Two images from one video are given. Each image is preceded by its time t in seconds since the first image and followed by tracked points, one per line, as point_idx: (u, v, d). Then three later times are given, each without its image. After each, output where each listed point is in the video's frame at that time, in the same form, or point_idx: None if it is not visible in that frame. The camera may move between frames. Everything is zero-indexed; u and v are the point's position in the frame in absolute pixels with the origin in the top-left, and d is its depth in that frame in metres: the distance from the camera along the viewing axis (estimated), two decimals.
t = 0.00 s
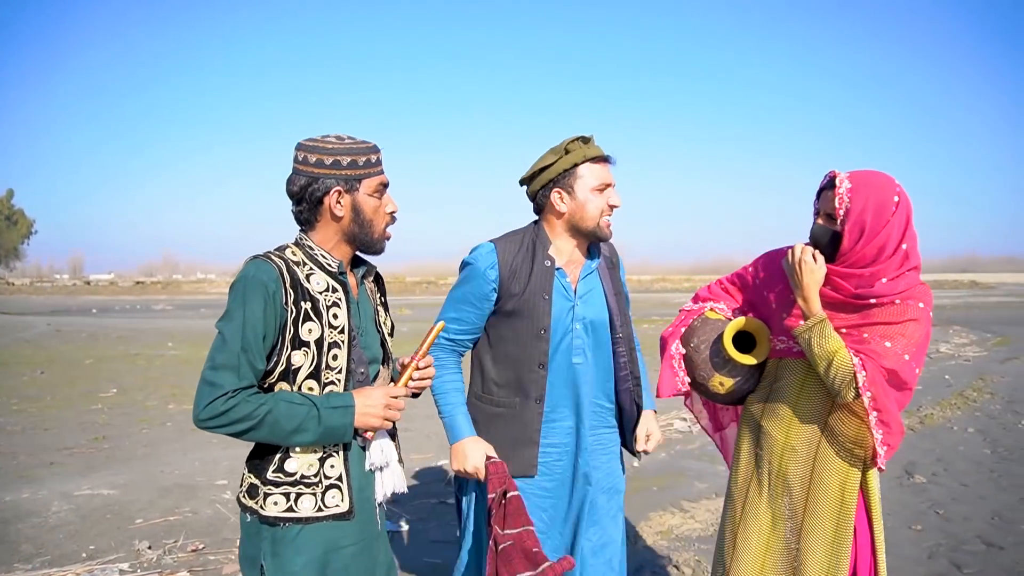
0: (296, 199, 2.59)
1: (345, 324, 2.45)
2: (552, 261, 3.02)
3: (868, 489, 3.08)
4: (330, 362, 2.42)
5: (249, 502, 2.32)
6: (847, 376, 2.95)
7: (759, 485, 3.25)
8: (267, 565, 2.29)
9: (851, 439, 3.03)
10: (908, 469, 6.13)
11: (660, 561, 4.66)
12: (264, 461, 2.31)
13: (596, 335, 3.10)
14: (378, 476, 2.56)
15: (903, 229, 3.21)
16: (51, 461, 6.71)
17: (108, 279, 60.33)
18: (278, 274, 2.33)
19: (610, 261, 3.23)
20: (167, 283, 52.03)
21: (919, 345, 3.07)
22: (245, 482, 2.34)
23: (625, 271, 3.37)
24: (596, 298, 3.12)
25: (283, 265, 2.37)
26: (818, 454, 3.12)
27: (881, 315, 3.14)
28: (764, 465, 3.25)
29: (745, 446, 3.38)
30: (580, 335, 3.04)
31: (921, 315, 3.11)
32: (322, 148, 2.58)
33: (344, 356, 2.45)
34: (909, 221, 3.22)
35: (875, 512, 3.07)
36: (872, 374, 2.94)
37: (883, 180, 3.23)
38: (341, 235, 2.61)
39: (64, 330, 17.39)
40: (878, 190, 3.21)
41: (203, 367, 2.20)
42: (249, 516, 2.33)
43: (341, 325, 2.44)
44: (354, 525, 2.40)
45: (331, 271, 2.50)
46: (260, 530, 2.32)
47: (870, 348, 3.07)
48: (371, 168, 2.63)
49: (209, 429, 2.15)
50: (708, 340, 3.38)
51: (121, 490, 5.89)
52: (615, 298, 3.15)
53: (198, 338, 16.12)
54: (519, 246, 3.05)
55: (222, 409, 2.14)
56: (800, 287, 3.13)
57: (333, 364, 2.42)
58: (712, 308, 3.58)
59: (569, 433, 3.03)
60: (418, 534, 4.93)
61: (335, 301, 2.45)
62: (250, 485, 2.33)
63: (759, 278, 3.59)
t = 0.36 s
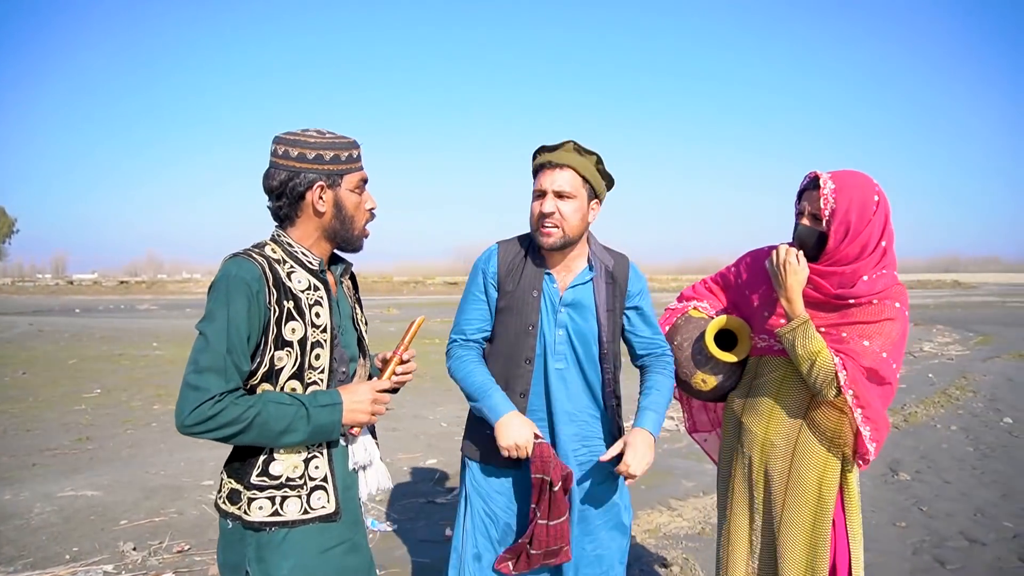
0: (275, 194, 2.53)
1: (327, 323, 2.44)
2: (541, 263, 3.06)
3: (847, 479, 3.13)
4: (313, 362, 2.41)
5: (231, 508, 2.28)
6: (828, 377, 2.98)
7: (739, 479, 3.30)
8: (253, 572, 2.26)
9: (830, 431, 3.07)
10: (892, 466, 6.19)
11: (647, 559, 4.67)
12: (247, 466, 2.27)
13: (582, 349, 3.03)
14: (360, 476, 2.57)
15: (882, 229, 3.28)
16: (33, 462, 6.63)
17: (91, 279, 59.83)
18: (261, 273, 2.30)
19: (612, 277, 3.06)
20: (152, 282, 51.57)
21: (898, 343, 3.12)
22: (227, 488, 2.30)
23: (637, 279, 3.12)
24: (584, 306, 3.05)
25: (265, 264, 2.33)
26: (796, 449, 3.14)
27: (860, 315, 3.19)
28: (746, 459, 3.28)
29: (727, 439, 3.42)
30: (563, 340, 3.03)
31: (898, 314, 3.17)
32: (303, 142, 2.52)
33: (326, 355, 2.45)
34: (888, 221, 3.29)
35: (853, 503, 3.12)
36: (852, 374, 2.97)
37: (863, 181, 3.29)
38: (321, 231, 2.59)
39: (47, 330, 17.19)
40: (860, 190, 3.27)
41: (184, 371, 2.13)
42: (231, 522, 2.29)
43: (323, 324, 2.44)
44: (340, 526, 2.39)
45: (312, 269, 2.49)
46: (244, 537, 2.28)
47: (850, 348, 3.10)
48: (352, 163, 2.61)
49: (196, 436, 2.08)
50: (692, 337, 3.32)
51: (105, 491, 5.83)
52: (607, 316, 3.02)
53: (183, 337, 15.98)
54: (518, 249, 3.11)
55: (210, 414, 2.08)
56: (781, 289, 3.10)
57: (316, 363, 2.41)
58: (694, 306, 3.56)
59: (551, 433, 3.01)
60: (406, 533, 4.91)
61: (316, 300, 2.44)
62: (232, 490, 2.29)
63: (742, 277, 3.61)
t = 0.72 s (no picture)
0: (259, 192, 2.50)
1: (313, 319, 2.44)
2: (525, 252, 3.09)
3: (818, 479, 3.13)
4: (299, 358, 2.40)
5: (215, 507, 2.26)
6: (794, 375, 3.00)
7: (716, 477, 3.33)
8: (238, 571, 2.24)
9: (802, 430, 3.07)
10: (876, 464, 6.24)
11: (634, 557, 4.69)
12: (233, 463, 2.26)
13: (555, 329, 2.97)
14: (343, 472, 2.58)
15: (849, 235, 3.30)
16: (16, 463, 6.56)
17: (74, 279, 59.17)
18: (249, 269, 2.28)
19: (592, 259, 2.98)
20: (136, 282, 51.11)
21: (862, 343, 3.14)
22: (210, 487, 2.28)
23: (624, 261, 2.94)
24: (560, 289, 2.99)
25: (252, 260, 2.31)
26: (768, 446, 3.15)
27: (825, 315, 3.21)
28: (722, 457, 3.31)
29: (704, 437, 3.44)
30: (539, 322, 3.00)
31: (863, 314, 3.18)
32: (287, 140, 2.50)
33: (311, 352, 2.44)
34: (856, 225, 3.30)
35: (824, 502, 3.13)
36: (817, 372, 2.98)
37: (833, 186, 3.32)
38: (306, 229, 2.57)
39: (30, 331, 17.01)
40: (828, 194, 3.29)
41: (172, 366, 2.09)
42: (217, 521, 2.27)
43: (309, 320, 2.43)
44: (326, 522, 2.38)
45: (298, 265, 2.48)
46: (228, 536, 2.26)
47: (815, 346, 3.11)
48: (335, 162, 2.60)
49: (184, 432, 2.05)
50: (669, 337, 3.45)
51: (89, 492, 5.77)
52: (581, 296, 2.92)
53: (168, 338, 15.85)
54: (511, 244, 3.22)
55: (199, 411, 2.05)
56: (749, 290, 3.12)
57: (301, 359, 2.41)
58: (672, 306, 3.59)
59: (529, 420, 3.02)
60: (394, 533, 4.90)
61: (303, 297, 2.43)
62: (215, 489, 2.27)
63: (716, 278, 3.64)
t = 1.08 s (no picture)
0: (255, 191, 2.48)
1: (314, 318, 2.44)
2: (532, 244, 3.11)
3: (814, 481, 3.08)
4: (301, 357, 2.39)
5: (216, 505, 2.25)
6: (783, 373, 3.01)
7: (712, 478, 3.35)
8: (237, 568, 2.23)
9: (792, 429, 3.07)
10: (864, 462, 6.29)
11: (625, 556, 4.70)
12: (234, 461, 2.25)
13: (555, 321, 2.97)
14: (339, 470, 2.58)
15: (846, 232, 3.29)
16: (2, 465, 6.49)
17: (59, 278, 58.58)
18: (253, 268, 2.27)
19: (599, 257, 2.98)
20: (122, 281, 50.64)
21: (855, 344, 3.12)
22: (209, 485, 2.27)
23: (628, 262, 2.96)
24: (568, 285, 2.99)
25: (256, 260, 2.30)
26: (760, 447, 3.16)
27: (820, 314, 3.20)
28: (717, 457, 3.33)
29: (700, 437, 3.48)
30: (542, 316, 3.00)
31: (859, 314, 3.16)
32: (281, 139, 2.49)
33: (313, 351, 2.44)
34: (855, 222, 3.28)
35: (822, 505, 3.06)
36: (806, 371, 2.98)
37: (832, 182, 3.32)
38: (303, 227, 2.56)
39: (13, 330, 16.84)
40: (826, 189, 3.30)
41: (179, 367, 2.06)
42: (217, 519, 2.25)
43: (310, 319, 2.43)
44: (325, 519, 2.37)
45: (297, 264, 2.47)
46: (228, 535, 2.25)
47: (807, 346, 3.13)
48: (327, 160, 2.59)
49: (194, 433, 2.02)
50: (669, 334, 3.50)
51: (77, 494, 5.73)
52: (586, 291, 2.92)
53: (154, 338, 15.71)
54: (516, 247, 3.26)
55: (209, 411, 2.03)
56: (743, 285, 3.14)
57: (303, 358, 2.40)
58: (676, 302, 3.68)
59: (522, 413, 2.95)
60: (386, 533, 4.89)
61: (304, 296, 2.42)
62: (215, 487, 2.26)
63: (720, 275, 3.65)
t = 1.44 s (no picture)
0: (258, 192, 2.48)
1: (315, 320, 2.42)
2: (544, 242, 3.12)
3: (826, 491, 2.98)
4: (302, 359, 2.38)
5: (214, 506, 2.24)
6: (792, 374, 2.92)
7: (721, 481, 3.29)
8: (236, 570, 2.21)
9: (804, 435, 2.99)
10: (861, 462, 6.30)
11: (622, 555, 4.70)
12: (234, 462, 2.24)
13: (577, 321, 3.04)
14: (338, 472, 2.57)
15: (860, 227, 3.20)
16: None
17: (52, 277, 58.31)
18: (254, 269, 2.26)
19: (604, 261, 3.19)
20: (115, 281, 50.44)
21: (872, 345, 3.00)
22: (209, 486, 2.26)
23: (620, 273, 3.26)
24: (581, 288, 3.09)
25: (257, 261, 2.29)
26: (770, 451, 3.09)
27: (835, 314, 3.12)
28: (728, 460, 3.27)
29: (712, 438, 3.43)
30: (561, 315, 3.04)
31: (875, 314, 3.06)
32: (284, 139, 2.49)
33: (313, 352, 2.42)
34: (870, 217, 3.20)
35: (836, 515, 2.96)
36: (817, 372, 2.88)
37: (847, 177, 3.26)
38: (306, 228, 2.55)
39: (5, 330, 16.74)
40: (838, 184, 3.24)
41: (178, 366, 2.05)
42: (217, 520, 2.24)
43: (311, 321, 2.41)
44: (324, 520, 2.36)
45: (299, 265, 2.45)
46: (227, 536, 2.23)
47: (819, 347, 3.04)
48: (331, 160, 2.58)
49: (191, 433, 2.01)
50: (682, 331, 3.50)
51: (72, 495, 5.70)
52: (603, 293, 3.09)
53: (148, 337, 15.63)
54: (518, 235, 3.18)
55: (206, 411, 2.02)
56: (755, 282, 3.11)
57: (303, 360, 2.38)
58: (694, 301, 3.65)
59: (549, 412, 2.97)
60: (383, 533, 4.88)
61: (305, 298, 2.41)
62: (214, 488, 2.25)
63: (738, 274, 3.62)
